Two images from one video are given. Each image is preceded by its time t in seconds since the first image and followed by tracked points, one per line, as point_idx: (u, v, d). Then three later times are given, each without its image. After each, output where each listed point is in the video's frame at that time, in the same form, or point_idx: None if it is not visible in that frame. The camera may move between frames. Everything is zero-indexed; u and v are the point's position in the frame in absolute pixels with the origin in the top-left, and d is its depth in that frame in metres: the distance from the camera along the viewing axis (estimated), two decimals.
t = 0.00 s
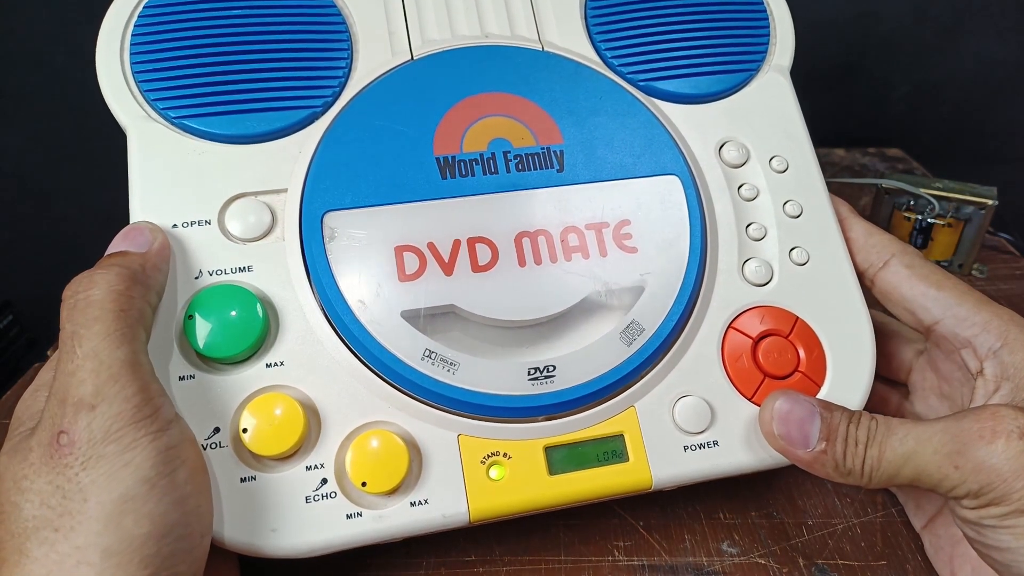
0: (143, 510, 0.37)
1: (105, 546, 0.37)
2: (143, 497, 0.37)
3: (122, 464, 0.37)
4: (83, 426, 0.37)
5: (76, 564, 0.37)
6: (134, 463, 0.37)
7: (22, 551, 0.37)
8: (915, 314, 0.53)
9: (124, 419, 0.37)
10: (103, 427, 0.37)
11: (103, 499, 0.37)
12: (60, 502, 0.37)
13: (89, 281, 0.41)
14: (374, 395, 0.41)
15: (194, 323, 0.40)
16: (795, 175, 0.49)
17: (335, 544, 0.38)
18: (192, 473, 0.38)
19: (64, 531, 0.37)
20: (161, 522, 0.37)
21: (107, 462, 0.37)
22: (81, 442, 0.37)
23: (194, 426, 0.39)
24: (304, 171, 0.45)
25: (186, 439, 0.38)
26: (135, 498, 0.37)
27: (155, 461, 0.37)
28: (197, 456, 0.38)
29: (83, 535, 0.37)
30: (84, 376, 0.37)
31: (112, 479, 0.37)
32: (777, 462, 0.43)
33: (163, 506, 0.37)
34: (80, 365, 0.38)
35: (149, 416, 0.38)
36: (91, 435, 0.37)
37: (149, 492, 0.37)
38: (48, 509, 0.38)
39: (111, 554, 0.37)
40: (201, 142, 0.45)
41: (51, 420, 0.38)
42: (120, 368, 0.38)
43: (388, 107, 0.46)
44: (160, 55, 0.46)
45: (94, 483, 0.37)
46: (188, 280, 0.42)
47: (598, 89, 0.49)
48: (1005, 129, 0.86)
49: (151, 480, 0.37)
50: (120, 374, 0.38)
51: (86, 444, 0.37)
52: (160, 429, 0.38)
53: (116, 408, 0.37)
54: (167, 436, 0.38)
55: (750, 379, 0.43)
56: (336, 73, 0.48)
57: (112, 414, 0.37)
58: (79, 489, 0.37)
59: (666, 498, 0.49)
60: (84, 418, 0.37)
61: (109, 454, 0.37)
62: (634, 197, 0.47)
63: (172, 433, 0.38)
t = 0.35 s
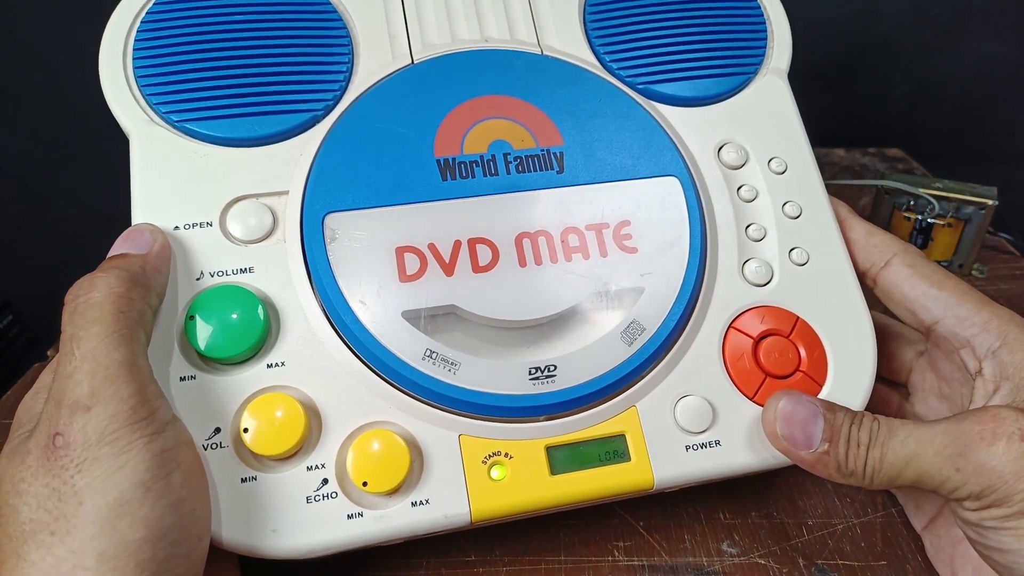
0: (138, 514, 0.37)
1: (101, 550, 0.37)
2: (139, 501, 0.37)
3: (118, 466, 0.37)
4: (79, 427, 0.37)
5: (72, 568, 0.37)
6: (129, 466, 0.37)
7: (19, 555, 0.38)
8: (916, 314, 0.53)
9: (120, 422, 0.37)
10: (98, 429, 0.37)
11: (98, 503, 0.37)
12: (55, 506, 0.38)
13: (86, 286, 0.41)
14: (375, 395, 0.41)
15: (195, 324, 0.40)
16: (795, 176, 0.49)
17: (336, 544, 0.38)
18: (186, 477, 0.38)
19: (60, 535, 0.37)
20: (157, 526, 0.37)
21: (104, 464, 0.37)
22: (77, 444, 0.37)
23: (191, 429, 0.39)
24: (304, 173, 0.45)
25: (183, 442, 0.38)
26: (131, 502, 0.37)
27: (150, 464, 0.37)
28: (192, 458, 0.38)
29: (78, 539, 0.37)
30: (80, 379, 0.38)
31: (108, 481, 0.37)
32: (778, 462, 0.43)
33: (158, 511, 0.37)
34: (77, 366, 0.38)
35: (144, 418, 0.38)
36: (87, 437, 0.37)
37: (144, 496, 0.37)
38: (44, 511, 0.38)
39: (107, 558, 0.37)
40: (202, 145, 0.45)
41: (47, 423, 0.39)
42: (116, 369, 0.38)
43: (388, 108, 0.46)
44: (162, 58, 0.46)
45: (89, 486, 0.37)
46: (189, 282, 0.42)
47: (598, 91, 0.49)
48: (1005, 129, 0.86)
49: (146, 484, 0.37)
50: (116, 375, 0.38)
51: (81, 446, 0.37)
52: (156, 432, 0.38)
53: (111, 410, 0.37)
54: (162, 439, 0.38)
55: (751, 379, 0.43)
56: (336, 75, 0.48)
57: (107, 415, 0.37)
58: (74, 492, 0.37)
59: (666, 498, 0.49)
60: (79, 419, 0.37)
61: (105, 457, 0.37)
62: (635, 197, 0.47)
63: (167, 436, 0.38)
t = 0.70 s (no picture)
0: (123, 518, 0.37)
1: (87, 554, 0.37)
2: (123, 505, 0.37)
3: (99, 469, 0.37)
4: (59, 427, 0.37)
5: (58, 572, 0.37)
6: (111, 468, 0.37)
7: (11, 558, 0.38)
8: (916, 314, 0.53)
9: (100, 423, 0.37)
10: (77, 430, 0.37)
11: (81, 506, 0.37)
12: (41, 509, 0.38)
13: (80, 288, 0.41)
14: (375, 394, 0.41)
15: (195, 323, 0.40)
16: (794, 176, 0.49)
17: (336, 543, 0.38)
18: (171, 479, 0.38)
19: (46, 539, 0.37)
20: (143, 530, 0.37)
21: (84, 466, 0.37)
22: (56, 445, 0.37)
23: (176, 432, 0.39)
24: (304, 173, 0.45)
25: (168, 443, 0.38)
26: (115, 506, 0.37)
27: (132, 467, 0.37)
28: (182, 459, 0.38)
29: (63, 543, 0.37)
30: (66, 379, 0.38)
31: (90, 484, 0.37)
32: (777, 462, 0.43)
33: (143, 514, 0.37)
34: (62, 367, 0.38)
35: (126, 419, 0.37)
36: (66, 438, 0.37)
37: (128, 498, 0.37)
38: (31, 515, 0.38)
39: (94, 563, 0.37)
40: (202, 145, 0.45)
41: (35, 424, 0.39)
42: (99, 369, 0.38)
43: (387, 109, 0.46)
44: (163, 59, 0.46)
45: (71, 489, 0.37)
46: (189, 282, 0.42)
47: (597, 92, 0.50)
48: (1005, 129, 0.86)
49: (129, 487, 0.37)
50: (98, 375, 0.38)
51: (62, 448, 0.37)
52: (137, 433, 0.37)
53: (91, 410, 0.37)
54: (144, 441, 0.37)
55: (751, 379, 0.43)
56: (336, 76, 0.48)
57: (87, 415, 0.37)
58: (57, 495, 0.37)
59: (665, 498, 0.49)
60: (59, 419, 0.37)
61: (85, 458, 0.37)
62: (634, 197, 0.47)
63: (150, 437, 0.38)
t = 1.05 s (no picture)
0: (82, 515, 0.37)
1: (42, 549, 0.37)
2: (84, 501, 0.37)
3: (63, 462, 0.37)
4: (31, 416, 0.37)
5: (12, 567, 0.37)
6: (75, 463, 0.37)
7: None
8: (916, 314, 0.53)
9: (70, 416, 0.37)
10: (47, 420, 0.37)
11: (42, 498, 0.37)
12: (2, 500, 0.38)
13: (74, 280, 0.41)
14: (375, 393, 0.41)
15: (195, 323, 0.40)
16: (793, 176, 0.49)
17: (336, 542, 0.38)
18: (137, 480, 0.37)
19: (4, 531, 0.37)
20: (101, 528, 0.37)
21: (48, 458, 0.37)
22: (27, 434, 0.37)
23: (148, 433, 0.38)
24: (305, 172, 0.45)
25: (140, 443, 0.38)
26: (73, 502, 0.37)
27: (97, 463, 0.37)
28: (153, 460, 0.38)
29: (20, 536, 0.37)
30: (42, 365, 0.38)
31: (52, 477, 0.37)
32: (778, 462, 0.43)
33: (102, 513, 0.37)
34: (42, 357, 0.38)
35: (99, 414, 0.37)
36: (36, 427, 0.37)
37: (89, 495, 0.37)
38: None
39: (48, 559, 0.37)
40: (202, 145, 0.45)
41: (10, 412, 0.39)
42: (78, 362, 0.38)
43: (387, 109, 0.46)
44: (164, 60, 0.47)
45: (34, 480, 0.37)
46: (189, 281, 0.42)
47: (596, 92, 0.50)
48: (1006, 129, 0.86)
49: (93, 483, 0.37)
50: (75, 368, 0.38)
51: (31, 437, 0.37)
52: (107, 430, 0.37)
53: (63, 402, 0.37)
54: (115, 438, 0.37)
55: (750, 379, 0.43)
56: (336, 77, 0.48)
57: (59, 407, 0.37)
58: (19, 486, 0.37)
59: (665, 498, 0.49)
60: (32, 407, 0.37)
61: (51, 451, 0.37)
62: (634, 197, 0.47)
63: (120, 436, 0.37)
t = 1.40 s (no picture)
0: None
1: None
2: None
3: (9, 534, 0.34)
4: None
5: None
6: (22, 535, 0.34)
7: None
8: (915, 313, 0.53)
9: (29, 482, 0.34)
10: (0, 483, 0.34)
11: None
12: None
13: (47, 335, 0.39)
14: (375, 393, 0.41)
15: (195, 325, 0.40)
16: (793, 176, 0.49)
17: (337, 541, 0.38)
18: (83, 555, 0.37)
19: None
20: None
21: None
22: None
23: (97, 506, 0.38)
24: (305, 172, 0.45)
25: (85, 519, 0.37)
26: None
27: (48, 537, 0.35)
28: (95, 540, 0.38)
29: None
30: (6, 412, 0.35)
31: None
32: (777, 461, 0.43)
33: None
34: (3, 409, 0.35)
35: (58, 484, 0.35)
36: None
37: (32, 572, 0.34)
38: None
39: None
40: (203, 145, 0.45)
41: None
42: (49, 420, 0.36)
43: (388, 109, 0.47)
44: (165, 61, 0.47)
45: None
46: (189, 281, 0.42)
47: (596, 93, 0.50)
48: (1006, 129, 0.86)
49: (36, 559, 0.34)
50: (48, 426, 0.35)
51: None
52: (64, 500, 0.36)
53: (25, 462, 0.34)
54: (68, 509, 0.36)
55: (750, 378, 0.43)
56: (337, 77, 0.48)
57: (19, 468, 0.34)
58: None
59: (665, 499, 0.49)
60: None
61: None
62: (634, 197, 0.47)
63: (74, 506, 0.36)
